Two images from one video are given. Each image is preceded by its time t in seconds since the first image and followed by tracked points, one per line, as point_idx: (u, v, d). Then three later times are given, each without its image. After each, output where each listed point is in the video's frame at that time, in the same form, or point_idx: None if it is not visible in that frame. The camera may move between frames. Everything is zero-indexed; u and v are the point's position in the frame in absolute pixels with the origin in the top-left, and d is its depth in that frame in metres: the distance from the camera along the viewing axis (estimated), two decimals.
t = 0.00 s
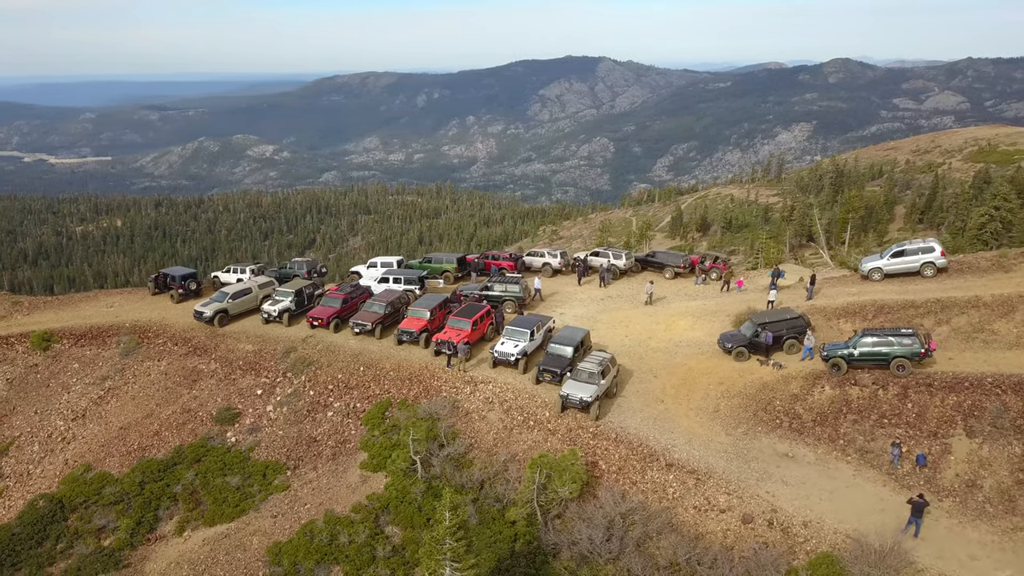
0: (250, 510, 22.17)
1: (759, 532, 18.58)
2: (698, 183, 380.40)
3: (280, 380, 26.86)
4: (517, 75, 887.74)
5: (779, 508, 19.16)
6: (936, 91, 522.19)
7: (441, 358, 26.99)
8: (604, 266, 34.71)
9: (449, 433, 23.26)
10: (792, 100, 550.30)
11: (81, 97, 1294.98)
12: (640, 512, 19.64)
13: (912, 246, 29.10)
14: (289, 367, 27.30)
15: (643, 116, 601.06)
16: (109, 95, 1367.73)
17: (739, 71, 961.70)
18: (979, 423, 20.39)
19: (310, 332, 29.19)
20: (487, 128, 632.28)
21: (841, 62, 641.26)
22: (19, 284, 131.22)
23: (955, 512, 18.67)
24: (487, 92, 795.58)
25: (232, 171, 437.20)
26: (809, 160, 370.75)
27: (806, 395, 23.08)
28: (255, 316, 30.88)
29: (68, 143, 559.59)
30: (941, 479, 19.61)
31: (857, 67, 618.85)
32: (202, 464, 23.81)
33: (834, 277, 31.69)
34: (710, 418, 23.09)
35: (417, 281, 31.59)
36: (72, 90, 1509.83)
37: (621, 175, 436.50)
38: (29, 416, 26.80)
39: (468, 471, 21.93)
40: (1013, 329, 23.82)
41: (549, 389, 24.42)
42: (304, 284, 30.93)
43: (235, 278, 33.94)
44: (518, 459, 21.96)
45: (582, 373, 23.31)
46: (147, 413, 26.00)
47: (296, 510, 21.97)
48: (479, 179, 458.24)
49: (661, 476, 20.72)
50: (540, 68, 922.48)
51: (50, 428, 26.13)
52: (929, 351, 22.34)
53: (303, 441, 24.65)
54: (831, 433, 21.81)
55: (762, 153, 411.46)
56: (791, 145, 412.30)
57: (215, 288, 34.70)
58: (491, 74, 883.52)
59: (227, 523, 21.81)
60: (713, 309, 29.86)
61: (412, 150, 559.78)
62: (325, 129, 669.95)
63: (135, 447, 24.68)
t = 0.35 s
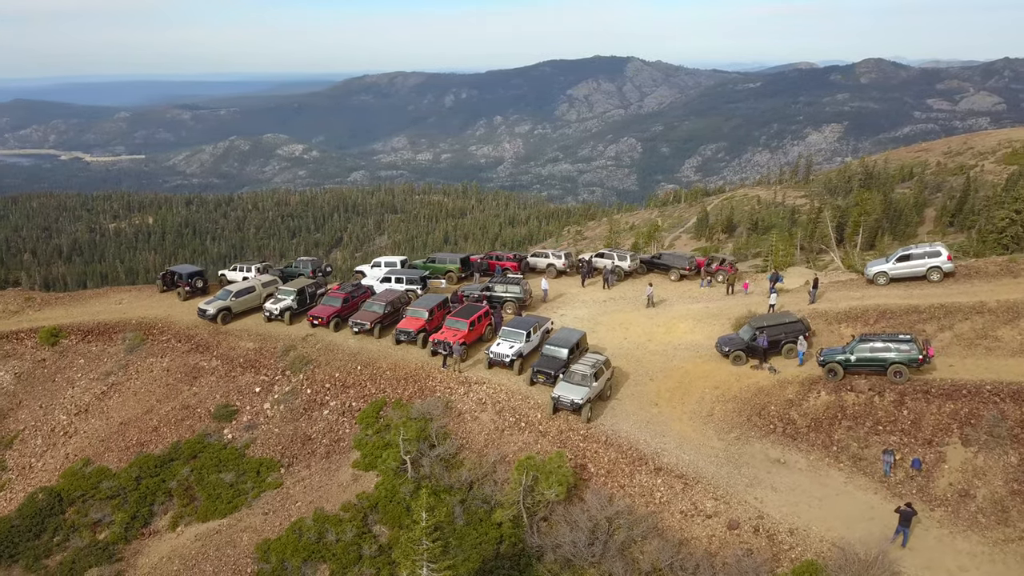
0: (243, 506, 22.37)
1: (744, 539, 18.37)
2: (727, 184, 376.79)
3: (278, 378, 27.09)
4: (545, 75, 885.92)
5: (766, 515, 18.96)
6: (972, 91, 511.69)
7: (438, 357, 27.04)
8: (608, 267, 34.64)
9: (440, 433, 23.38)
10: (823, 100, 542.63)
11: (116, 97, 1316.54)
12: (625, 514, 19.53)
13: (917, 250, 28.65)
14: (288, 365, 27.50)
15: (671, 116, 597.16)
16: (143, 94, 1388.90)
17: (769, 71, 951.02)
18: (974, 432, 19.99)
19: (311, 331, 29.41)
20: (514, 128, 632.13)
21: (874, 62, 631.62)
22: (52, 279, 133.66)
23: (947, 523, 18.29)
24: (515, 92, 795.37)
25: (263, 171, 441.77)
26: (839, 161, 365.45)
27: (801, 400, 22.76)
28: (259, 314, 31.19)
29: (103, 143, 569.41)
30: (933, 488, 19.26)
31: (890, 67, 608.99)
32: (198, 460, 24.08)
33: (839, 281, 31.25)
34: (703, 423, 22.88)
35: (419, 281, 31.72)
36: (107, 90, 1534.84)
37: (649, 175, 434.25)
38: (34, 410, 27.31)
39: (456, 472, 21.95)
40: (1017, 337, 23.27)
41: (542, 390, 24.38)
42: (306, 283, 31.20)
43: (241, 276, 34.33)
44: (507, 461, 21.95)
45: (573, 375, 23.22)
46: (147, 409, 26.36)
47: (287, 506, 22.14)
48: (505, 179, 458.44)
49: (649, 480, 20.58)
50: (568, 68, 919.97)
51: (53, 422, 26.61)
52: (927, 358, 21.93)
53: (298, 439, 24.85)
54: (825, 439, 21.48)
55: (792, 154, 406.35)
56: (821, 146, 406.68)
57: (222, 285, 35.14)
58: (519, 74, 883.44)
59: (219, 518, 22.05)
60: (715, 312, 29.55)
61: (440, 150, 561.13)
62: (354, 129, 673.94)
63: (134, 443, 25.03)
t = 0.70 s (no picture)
0: (237, 503, 22.57)
1: (730, 544, 18.20)
2: (752, 184, 373.52)
3: (278, 376, 27.27)
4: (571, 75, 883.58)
5: (753, 521, 18.75)
6: (1005, 92, 502.45)
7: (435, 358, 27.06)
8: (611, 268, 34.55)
9: (433, 433, 23.43)
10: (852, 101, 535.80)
11: (147, 97, 1335.67)
12: (611, 518, 19.40)
13: (923, 255, 28.23)
14: (287, 364, 27.70)
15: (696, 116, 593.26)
16: (173, 94, 1406.29)
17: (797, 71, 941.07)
18: (970, 439, 19.63)
19: (312, 330, 29.62)
20: (539, 128, 631.98)
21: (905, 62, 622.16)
22: (83, 276, 135.96)
23: (937, 532, 17.94)
24: (540, 93, 794.96)
25: (290, 170, 446.06)
26: (867, 162, 360.64)
27: (796, 406, 22.49)
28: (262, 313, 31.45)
29: (134, 142, 577.93)
30: (925, 496, 18.94)
31: (921, 67, 599.53)
32: (195, 457, 24.36)
33: (845, 285, 30.84)
34: (697, 427, 22.69)
35: (421, 282, 31.82)
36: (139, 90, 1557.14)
37: (674, 176, 431.85)
38: (39, 405, 27.81)
39: (447, 473, 21.99)
40: (1020, 343, 22.81)
41: (537, 392, 24.33)
42: (309, 282, 31.45)
43: (246, 275, 34.65)
44: (497, 462, 21.93)
45: (567, 376, 23.12)
46: (147, 406, 26.72)
47: (280, 504, 22.29)
48: (529, 179, 458.74)
49: (638, 484, 20.45)
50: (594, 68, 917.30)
51: (57, 417, 27.06)
52: (926, 364, 21.58)
53: (294, 437, 25.01)
54: (818, 444, 21.22)
55: (818, 154, 401.66)
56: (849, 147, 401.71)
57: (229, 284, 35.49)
58: (545, 74, 882.88)
59: (213, 514, 22.28)
60: (716, 314, 29.32)
61: (465, 150, 562.53)
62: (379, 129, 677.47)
63: (133, 439, 25.35)
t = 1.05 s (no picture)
0: (229, 500, 22.78)
1: (713, 550, 18.00)
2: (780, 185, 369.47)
3: (276, 374, 27.51)
4: (602, 75, 879.56)
5: (738, 527, 18.56)
6: None
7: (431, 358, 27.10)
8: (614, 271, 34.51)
9: (423, 433, 23.49)
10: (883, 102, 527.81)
11: (179, 96, 1354.41)
12: (595, 522, 19.28)
13: (929, 258, 27.76)
14: (286, 362, 27.90)
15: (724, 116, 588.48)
16: (205, 94, 1424.09)
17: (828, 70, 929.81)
18: (964, 448, 19.23)
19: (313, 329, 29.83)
20: (566, 128, 630.59)
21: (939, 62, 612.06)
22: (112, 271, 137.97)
23: (926, 541, 17.57)
24: (567, 93, 793.22)
25: (318, 168, 449.38)
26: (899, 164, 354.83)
27: (790, 411, 22.22)
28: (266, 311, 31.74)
29: (167, 141, 586.54)
30: (915, 504, 18.59)
31: (956, 67, 589.02)
32: (190, 453, 24.64)
33: (850, 289, 30.38)
34: (689, 431, 22.52)
35: (422, 281, 31.90)
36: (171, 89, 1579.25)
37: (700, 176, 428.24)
38: (44, 400, 28.30)
39: (435, 473, 22.04)
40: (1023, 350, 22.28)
41: (529, 394, 24.27)
42: (311, 281, 31.69)
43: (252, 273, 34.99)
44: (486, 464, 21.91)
45: (558, 378, 23.04)
46: (148, 402, 27.11)
47: (271, 501, 22.46)
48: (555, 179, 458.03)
49: (625, 488, 20.33)
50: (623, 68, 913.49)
51: (60, 411, 27.55)
52: (922, 371, 21.19)
53: (289, 435, 25.21)
54: (810, 450, 20.92)
55: (849, 155, 396.18)
56: (879, 149, 395.88)
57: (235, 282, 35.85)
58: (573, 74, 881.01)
59: (205, 509, 22.53)
60: (717, 318, 29.04)
61: (492, 150, 562.97)
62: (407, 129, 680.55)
63: (131, 435, 25.71)
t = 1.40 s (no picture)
0: (223, 496, 23.00)
1: (697, 555, 17.87)
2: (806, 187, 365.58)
3: (275, 372, 27.74)
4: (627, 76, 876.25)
5: (724, 532, 18.40)
6: None
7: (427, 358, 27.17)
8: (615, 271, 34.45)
9: (415, 434, 23.59)
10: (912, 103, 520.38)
11: (207, 95, 1369.58)
12: (580, 525, 19.18)
13: (932, 262, 27.37)
14: (286, 361, 28.11)
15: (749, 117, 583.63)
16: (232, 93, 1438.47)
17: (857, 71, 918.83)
18: (957, 455, 18.91)
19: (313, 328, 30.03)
20: (590, 128, 628.80)
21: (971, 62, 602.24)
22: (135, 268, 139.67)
23: (915, 549, 17.23)
24: (592, 93, 790.86)
25: (343, 168, 452.09)
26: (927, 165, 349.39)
27: (783, 416, 22.01)
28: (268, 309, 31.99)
29: (195, 140, 593.51)
30: (904, 512, 18.28)
31: (988, 67, 579.07)
32: (187, 450, 24.94)
33: (853, 292, 30.04)
34: (681, 434, 22.37)
35: (423, 281, 32.01)
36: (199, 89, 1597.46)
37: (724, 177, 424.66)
38: (49, 395, 28.79)
39: (425, 473, 22.09)
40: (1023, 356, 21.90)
41: (522, 395, 24.25)
42: (312, 280, 31.90)
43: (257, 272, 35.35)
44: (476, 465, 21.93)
45: (551, 379, 23.01)
46: (148, 399, 27.48)
47: (263, 499, 22.64)
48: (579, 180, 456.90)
49: (612, 491, 20.24)
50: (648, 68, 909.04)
51: (64, 407, 28.02)
52: (917, 376, 20.88)
53: (284, 434, 25.41)
54: (802, 455, 20.71)
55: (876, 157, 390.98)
56: (907, 151, 390.65)
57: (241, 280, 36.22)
58: (597, 74, 878.47)
59: (199, 506, 22.76)
60: (717, 320, 28.83)
61: (516, 150, 562.93)
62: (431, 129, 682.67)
63: (130, 431, 26.07)
